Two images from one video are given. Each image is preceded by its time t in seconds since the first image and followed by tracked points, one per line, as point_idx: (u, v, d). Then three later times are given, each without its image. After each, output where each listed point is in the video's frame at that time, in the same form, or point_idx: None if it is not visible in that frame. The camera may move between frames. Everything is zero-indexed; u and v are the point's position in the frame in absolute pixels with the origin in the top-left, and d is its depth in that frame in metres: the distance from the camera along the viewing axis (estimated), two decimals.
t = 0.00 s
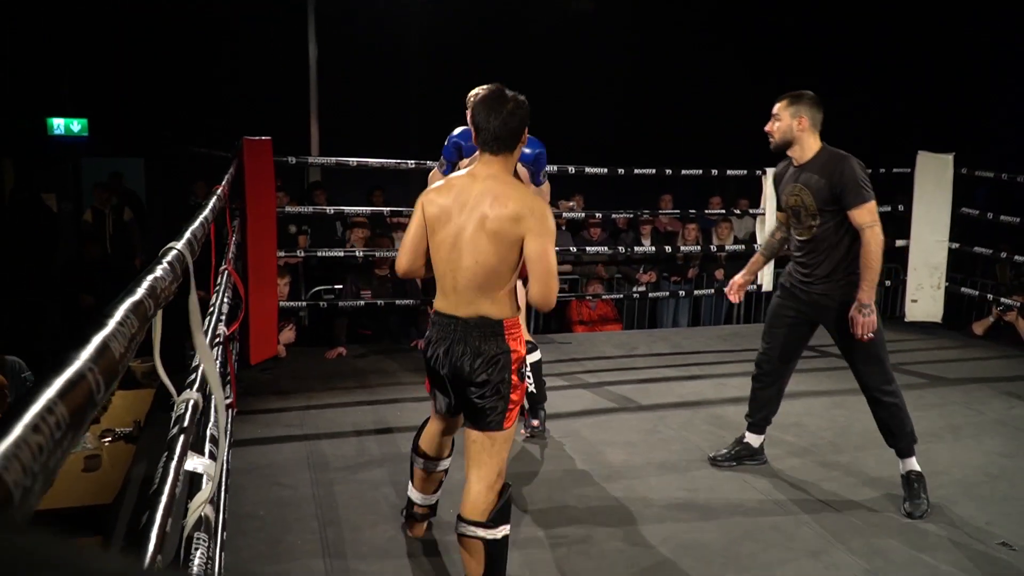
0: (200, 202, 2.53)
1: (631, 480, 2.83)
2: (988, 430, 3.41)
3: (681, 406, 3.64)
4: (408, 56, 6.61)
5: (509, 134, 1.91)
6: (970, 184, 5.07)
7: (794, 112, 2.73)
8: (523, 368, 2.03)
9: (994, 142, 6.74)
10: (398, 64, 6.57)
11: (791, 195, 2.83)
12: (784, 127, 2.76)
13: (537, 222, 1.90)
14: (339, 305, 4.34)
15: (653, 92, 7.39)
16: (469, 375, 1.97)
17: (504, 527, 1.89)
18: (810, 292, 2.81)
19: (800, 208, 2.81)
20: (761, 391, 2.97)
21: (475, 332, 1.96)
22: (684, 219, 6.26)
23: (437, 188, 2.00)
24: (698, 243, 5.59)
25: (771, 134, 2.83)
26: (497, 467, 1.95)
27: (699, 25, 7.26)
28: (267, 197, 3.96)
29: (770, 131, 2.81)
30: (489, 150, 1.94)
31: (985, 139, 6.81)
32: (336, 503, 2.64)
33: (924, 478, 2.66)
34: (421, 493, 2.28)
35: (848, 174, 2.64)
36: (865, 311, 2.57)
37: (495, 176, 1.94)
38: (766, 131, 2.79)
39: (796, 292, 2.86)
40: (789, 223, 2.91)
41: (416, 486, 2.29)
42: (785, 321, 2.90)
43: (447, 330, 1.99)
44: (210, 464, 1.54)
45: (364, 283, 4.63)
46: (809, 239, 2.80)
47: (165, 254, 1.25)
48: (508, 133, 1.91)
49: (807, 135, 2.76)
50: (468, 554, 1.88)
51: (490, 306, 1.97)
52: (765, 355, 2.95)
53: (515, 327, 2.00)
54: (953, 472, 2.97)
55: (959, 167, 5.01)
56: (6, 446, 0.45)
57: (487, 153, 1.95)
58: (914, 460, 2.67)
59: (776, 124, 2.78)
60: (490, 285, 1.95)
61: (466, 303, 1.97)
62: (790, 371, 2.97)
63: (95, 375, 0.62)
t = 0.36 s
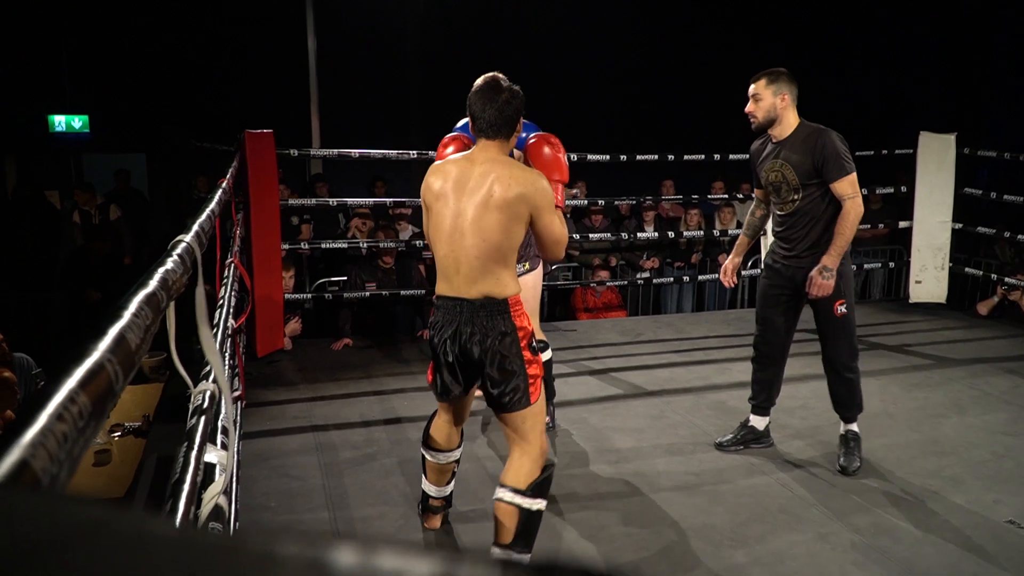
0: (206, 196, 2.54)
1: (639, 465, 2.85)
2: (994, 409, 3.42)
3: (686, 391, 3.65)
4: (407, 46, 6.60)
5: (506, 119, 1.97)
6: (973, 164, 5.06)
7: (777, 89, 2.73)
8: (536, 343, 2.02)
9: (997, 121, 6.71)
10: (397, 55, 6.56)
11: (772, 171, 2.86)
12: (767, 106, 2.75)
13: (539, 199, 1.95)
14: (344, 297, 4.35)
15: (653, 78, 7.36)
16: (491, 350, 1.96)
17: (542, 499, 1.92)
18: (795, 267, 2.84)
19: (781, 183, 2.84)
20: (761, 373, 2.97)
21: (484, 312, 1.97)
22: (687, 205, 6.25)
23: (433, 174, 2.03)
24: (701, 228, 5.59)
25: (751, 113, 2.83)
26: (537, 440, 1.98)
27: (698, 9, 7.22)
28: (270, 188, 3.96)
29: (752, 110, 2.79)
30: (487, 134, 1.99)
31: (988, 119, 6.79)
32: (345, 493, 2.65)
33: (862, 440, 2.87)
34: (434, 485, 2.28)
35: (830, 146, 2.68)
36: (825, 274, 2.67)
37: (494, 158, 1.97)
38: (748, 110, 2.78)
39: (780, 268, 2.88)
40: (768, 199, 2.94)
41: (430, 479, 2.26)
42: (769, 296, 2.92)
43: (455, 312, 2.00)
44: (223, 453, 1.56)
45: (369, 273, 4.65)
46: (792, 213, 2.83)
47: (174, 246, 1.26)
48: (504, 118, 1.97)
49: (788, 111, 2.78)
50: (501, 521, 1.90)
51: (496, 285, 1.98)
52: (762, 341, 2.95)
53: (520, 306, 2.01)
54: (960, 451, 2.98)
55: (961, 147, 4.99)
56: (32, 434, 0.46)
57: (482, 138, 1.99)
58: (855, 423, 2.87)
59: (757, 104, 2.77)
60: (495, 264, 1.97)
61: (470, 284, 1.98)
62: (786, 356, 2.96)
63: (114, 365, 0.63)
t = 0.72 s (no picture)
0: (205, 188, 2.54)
1: (637, 455, 2.87)
2: (991, 398, 3.44)
3: (684, 382, 3.67)
4: (403, 37, 6.58)
5: (510, 112, 1.99)
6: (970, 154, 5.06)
7: (807, 79, 2.72)
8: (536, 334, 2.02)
9: (993, 111, 6.72)
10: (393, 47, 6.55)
11: (790, 159, 2.85)
12: (798, 95, 2.75)
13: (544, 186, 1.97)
14: (343, 288, 4.35)
15: (649, 70, 7.35)
16: (501, 339, 1.95)
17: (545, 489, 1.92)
18: (798, 259, 2.85)
19: (797, 174, 2.84)
20: (753, 361, 2.98)
21: (489, 300, 1.96)
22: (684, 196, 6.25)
23: (439, 167, 2.06)
24: (698, 219, 5.60)
25: (780, 100, 2.82)
26: (537, 430, 1.98)
27: None
28: (267, 179, 3.96)
29: (782, 98, 2.78)
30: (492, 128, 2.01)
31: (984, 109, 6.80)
32: (345, 484, 2.66)
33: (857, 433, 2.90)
34: (434, 477, 2.14)
35: (852, 146, 2.68)
36: (828, 277, 2.68)
37: (500, 150, 2.00)
38: (778, 98, 2.78)
39: (783, 257, 2.90)
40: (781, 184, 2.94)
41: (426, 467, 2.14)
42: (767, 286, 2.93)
43: (460, 300, 1.99)
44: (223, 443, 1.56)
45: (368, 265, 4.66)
46: (804, 205, 2.84)
47: (176, 238, 1.26)
48: (506, 114, 1.99)
49: (816, 101, 2.78)
50: (507, 510, 1.90)
51: (502, 274, 1.98)
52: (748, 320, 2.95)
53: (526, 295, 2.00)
54: (956, 440, 3.00)
55: (957, 137, 5.00)
56: (44, 422, 0.47)
57: (485, 132, 2.01)
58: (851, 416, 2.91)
59: (788, 92, 2.76)
60: (501, 253, 1.98)
61: (476, 273, 1.98)
62: (769, 346, 2.97)
63: (121, 355, 0.64)
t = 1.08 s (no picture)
0: (202, 184, 2.53)
1: (634, 450, 2.88)
2: (987, 392, 3.45)
3: (680, 376, 3.68)
4: (398, 32, 6.57)
5: (556, 128, 1.91)
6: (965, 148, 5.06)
7: (777, 77, 2.72)
8: (570, 352, 2.00)
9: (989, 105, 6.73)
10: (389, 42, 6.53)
11: (766, 159, 2.84)
12: (766, 93, 2.74)
13: (577, 224, 1.87)
14: (340, 284, 4.35)
15: (645, 64, 7.34)
16: (523, 355, 1.96)
17: (595, 507, 1.90)
18: (785, 258, 2.85)
19: (775, 173, 2.83)
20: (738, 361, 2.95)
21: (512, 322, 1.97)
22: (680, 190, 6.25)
23: (487, 173, 2.03)
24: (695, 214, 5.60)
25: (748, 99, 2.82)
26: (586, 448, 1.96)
27: None
28: (265, 176, 3.96)
29: (751, 97, 2.78)
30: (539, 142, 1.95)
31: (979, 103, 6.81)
32: (343, 480, 2.67)
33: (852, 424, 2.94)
34: (439, 470, 2.19)
35: (830, 139, 2.69)
36: (841, 275, 2.71)
37: (542, 168, 1.94)
38: (747, 97, 2.77)
39: (768, 257, 2.89)
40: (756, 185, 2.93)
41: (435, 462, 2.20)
42: (756, 287, 2.91)
43: (487, 321, 2.01)
44: (221, 439, 1.57)
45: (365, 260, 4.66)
46: (785, 203, 2.84)
47: (174, 235, 1.26)
48: (565, 120, 1.92)
49: (786, 99, 2.77)
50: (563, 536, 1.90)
51: (523, 301, 1.98)
52: (739, 324, 2.92)
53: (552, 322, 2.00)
54: (951, 433, 3.02)
55: (953, 131, 5.00)
56: (47, 417, 0.47)
57: (539, 143, 1.95)
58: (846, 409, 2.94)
59: (756, 91, 2.76)
60: (524, 280, 1.96)
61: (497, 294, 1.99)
62: (758, 343, 2.97)
63: (121, 351, 0.64)
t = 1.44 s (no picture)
0: (181, 189, 2.51)
1: (619, 452, 2.88)
2: (967, 391, 3.48)
3: (663, 378, 3.69)
4: (380, 34, 6.55)
5: (542, 117, 1.93)
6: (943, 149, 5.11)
7: (750, 79, 2.74)
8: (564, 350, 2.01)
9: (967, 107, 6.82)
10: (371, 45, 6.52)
11: (745, 161, 2.85)
12: (741, 95, 2.76)
13: (578, 205, 1.94)
14: (322, 287, 4.33)
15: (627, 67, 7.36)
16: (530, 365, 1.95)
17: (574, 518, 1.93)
18: (767, 260, 2.86)
19: (755, 174, 2.84)
20: (724, 363, 2.95)
21: (518, 325, 1.96)
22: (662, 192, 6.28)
23: (467, 173, 2.00)
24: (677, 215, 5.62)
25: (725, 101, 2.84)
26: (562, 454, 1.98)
27: None
28: (247, 180, 3.94)
29: (726, 99, 2.80)
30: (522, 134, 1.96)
31: (957, 104, 6.88)
32: (326, 486, 2.66)
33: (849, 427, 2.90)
34: (434, 499, 2.18)
35: (809, 138, 2.71)
36: (811, 272, 2.71)
37: (530, 159, 1.95)
38: (721, 99, 2.79)
39: (750, 260, 2.90)
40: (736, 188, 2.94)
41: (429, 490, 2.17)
42: (740, 290, 2.92)
43: (486, 319, 1.99)
44: (201, 448, 1.56)
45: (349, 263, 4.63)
46: (765, 204, 2.84)
47: (151, 243, 1.25)
48: (541, 115, 1.93)
49: (763, 100, 2.79)
50: (541, 548, 1.92)
51: (528, 296, 1.98)
52: (722, 326, 2.93)
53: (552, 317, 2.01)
54: (932, 433, 3.04)
55: (932, 132, 5.05)
56: (17, 439, 0.47)
57: (520, 138, 1.95)
58: (842, 410, 2.92)
59: (731, 93, 2.78)
60: (528, 272, 1.96)
61: (501, 294, 1.97)
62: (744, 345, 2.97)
63: (95, 366, 0.63)
